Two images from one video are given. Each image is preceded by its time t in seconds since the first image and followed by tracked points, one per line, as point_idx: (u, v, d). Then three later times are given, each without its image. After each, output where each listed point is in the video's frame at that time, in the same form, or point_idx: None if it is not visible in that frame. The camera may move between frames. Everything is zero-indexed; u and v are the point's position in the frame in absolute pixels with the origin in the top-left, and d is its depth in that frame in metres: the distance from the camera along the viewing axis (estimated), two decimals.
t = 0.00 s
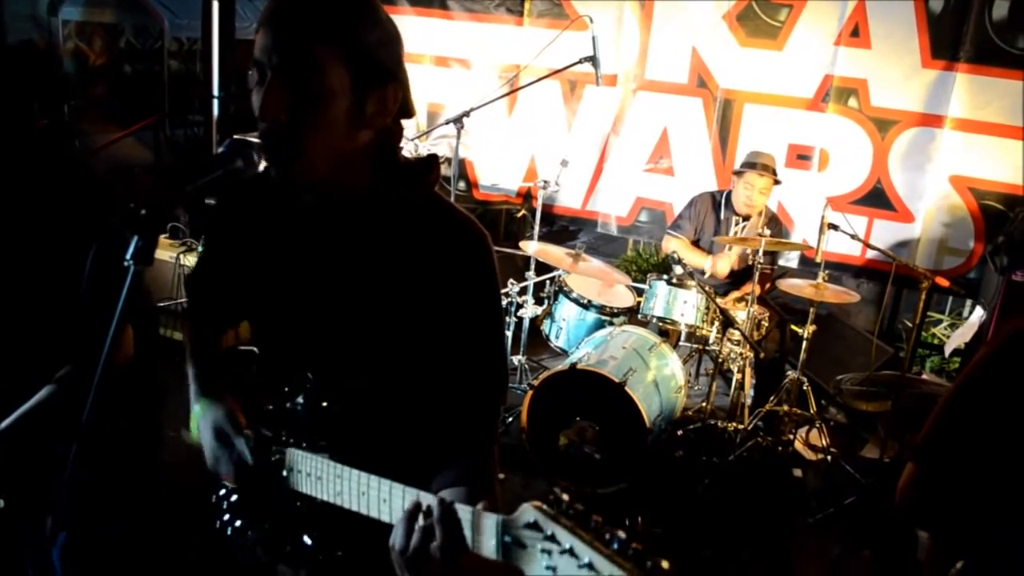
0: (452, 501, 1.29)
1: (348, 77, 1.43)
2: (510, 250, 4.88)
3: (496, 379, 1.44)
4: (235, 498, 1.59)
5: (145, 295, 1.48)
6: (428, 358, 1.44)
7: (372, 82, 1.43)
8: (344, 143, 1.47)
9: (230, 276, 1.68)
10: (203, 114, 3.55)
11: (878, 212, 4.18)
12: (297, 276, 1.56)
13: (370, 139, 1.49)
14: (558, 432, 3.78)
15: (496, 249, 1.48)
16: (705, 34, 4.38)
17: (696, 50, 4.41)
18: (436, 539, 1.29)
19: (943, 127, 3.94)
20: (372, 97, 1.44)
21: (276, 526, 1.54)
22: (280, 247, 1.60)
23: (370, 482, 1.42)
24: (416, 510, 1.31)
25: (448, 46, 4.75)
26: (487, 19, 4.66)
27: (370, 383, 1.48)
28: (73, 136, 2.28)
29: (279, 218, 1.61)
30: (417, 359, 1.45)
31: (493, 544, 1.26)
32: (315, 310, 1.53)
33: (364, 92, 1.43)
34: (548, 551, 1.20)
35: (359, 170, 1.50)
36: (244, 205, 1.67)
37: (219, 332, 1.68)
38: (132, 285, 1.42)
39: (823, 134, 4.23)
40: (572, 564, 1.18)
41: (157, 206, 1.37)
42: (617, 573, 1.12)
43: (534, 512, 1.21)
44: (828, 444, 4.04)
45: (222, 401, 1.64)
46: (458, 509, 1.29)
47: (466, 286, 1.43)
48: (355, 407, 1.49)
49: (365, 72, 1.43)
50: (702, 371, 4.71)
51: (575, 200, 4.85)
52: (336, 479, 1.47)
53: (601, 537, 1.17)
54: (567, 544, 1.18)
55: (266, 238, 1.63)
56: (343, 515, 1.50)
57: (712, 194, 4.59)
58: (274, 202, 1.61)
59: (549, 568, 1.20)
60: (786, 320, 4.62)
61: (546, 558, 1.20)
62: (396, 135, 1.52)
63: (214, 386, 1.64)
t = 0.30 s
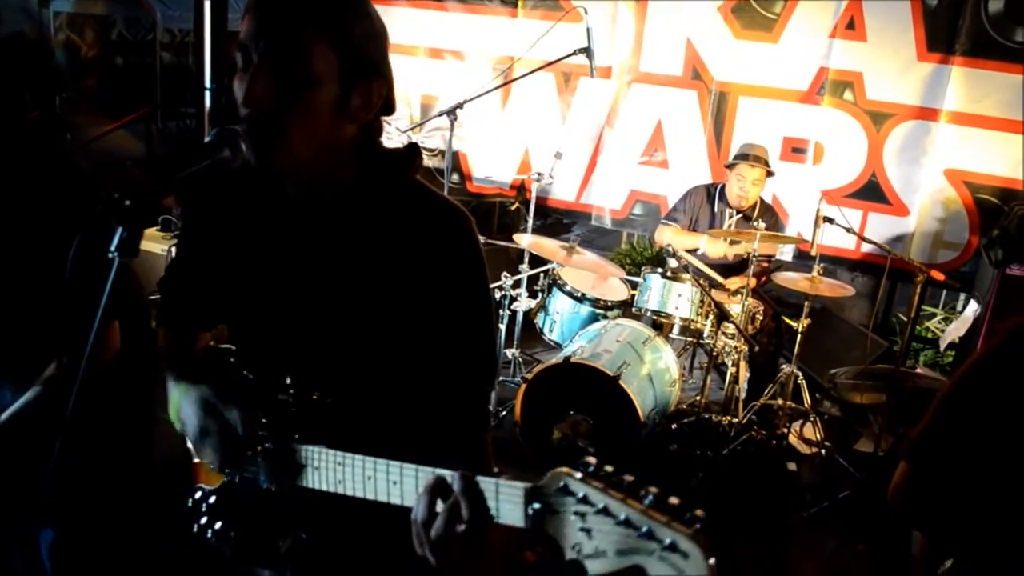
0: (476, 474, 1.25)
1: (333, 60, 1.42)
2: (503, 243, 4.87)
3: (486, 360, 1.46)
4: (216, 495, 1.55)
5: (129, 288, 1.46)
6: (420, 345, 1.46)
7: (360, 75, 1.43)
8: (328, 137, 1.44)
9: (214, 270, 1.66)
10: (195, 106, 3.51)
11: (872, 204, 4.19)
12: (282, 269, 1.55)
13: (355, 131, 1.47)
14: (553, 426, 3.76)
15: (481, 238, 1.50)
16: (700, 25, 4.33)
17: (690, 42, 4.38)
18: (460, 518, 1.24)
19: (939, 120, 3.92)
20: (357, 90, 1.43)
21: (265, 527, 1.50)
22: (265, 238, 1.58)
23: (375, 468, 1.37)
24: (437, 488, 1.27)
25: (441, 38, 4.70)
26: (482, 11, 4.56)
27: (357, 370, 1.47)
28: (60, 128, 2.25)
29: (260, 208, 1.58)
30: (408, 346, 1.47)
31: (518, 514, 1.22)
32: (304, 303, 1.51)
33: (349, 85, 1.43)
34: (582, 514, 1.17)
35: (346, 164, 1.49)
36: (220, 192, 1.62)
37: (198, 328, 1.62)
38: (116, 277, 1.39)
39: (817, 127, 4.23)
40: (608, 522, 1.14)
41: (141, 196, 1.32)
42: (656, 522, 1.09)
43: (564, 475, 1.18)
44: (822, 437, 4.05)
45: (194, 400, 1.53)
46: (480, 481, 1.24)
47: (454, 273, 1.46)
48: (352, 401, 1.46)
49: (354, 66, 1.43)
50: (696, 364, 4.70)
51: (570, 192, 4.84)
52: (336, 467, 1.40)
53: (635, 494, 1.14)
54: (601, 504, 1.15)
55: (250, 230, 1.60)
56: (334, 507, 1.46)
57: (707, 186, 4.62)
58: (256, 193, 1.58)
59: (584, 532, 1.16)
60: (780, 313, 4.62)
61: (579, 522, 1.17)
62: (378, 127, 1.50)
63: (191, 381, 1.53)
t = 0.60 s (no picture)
0: (459, 453, 1.32)
1: (323, 50, 1.39)
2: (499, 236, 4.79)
3: (480, 354, 1.45)
4: (208, 493, 1.54)
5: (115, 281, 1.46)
6: (415, 341, 1.45)
7: (346, 65, 1.39)
8: (317, 129, 1.42)
9: (199, 264, 1.64)
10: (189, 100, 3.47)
11: (869, 198, 4.17)
12: (273, 261, 1.54)
13: (344, 123, 1.44)
14: (548, 420, 3.74)
15: (478, 235, 1.47)
16: (697, 18, 4.37)
17: (686, 34, 4.41)
18: (442, 496, 1.32)
19: (935, 113, 3.88)
20: (346, 79, 1.39)
21: (256, 518, 1.50)
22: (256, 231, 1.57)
23: (360, 453, 1.41)
24: (418, 468, 1.34)
25: (436, 30, 4.68)
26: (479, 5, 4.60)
27: (351, 363, 1.46)
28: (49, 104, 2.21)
29: (248, 201, 1.58)
30: (404, 340, 1.45)
31: (498, 491, 1.28)
32: (293, 294, 1.51)
33: (338, 76, 1.39)
34: (564, 488, 1.20)
35: (334, 157, 1.46)
36: (211, 184, 1.58)
37: (184, 321, 1.63)
38: (100, 270, 1.39)
39: (815, 120, 4.22)
40: (590, 494, 1.18)
41: (127, 189, 1.33)
42: (640, 494, 1.13)
43: (546, 452, 1.20)
44: (819, 431, 4.05)
45: (192, 394, 1.58)
46: (464, 460, 1.30)
47: (449, 268, 1.44)
48: (341, 390, 1.46)
49: (342, 55, 1.40)
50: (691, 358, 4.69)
51: (565, 184, 4.82)
52: (322, 453, 1.44)
53: (617, 466, 1.18)
54: (584, 478, 1.18)
55: (238, 224, 1.60)
56: (324, 498, 1.49)
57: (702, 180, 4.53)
58: (246, 185, 1.56)
59: (567, 505, 1.20)
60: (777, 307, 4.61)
61: (562, 496, 1.20)
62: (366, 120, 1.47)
63: (184, 378, 1.59)
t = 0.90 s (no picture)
0: (442, 473, 1.22)
1: (320, 35, 1.35)
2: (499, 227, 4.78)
3: (480, 348, 1.42)
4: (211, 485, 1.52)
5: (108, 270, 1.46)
6: (418, 335, 1.41)
7: (345, 52, 1.36)
8: (317, 112, 1.39)
9: (206, 253, 1.60)
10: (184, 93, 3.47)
11: (871, 190, 4.14)
12: (275, 253, 1.51)
13: (343, 110, 1.42)
14: (547, 413, 3.73)
15: (480, 229, 1.44)
16: (698, 8, 4.34)
17: (689, 25, 4.38)
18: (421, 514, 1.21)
19: (938, 104, 3.87)
20: (345, 66, 1.36)
21: (253, 510, 1.49)
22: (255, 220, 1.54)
23: (348, 459, 1.36)
24: (401, 485, 1.23)
25: (434, 21, 4.66)
26: None
27: (347, 358, 1.43)
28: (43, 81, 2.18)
29: (252, 189, 1.54)
30: (408, 334, 1.41)
31: (479, 515, 1.19)
32: (294, 287, 1.48)
33: (336, 62, 1.36)
34: (540, 525, 1.13)
35: (333, 145, 1.44)
36: (211, 174, 1.55)
37: (199, 307, 1.60)
38: (91, 261, 1.39)
39: (817, 111, 4.19)
40: (565, 537, 1.11)
41: (116, 175, 1.32)
42: (616, 541, 1.06)
43: (527, 483, 1.14)
44: (820, 424, 4.02)
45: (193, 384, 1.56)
46: (446, 482, 1.21)
47: (448, 261, 1.39)
48: (338, 385, 1.43)
49: (339, 42, 1.36)
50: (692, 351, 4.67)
51: (565, 176, 4.80)
52: (312, 459, 1.40)
53: (597, 508, 1.11)
54: (562, 516, 1.12)
55: (242, 212, 1.56)
56: (319, 500, 1.45)
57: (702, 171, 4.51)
58: (244, 174, 1.53)
59: (541, 544, 1.13)
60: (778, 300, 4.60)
61: (537, 532, 1.14)
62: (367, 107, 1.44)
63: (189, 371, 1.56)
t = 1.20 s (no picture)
0: (436, 479, 1.20)
1: (322, 33, 1.32)
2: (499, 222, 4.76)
3: (481, 343, 1.40)
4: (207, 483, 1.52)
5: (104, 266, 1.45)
6: (416, 329, 1.40)
7: (347, 47, 1.33)
8: (317, 109, 1.36)
9: (209, 247, 1.60)
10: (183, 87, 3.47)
11: (872, 183, 4.15)
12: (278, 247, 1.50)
13: (344, 105, 1.39)
14: (546, 407, 3.73)
15: (481, 218, 1.44)
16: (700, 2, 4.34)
17: (689, 18, 4.38)
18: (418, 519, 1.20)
19: (940, 97, 3.86)
20: (347, 61, 1.34)
21: (251, 507, 1.48)
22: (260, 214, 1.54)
23: (347, 461, 1.36)
24: (399, 489, 1.22)
25: (435, 14, 4.65)
26: None
27: (346, 352, 1.43)
28: (44, 74, 2.16)
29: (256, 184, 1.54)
30: (404, 327, 1.41)
31: (474, 523, 1.18)
32: (297, 282, 1.47)
33: (337, 57, 1.34)
34: (534, 534, 1.12)
35: (336, 140, 1.43)
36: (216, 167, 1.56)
37: (205, 299, 1.59)
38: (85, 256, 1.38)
39: (818, 104, 4.18)
40: (558, 548, 1.10)
41: (111, 172, 1.33)
42: (608, 556, 1.05)
43: (520, 494, 1.13)
44: (820, 419, 4.03)
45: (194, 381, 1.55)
46: (441, 487, 1.20)
47: (448, 258, 1.37)
48: (334, 381, 1.43)
49: (342, 37, 1.33)
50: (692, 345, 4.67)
51: (566, 170, 4.79)
52: (311, 460, 1.41)
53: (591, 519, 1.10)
54: (555, 526, 1.10)
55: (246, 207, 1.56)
56: (318, 498, 1.44)
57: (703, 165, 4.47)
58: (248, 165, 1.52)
59: (535, 554, 1.12)
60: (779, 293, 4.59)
61: (531, 542, 1.13)
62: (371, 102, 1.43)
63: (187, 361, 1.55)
